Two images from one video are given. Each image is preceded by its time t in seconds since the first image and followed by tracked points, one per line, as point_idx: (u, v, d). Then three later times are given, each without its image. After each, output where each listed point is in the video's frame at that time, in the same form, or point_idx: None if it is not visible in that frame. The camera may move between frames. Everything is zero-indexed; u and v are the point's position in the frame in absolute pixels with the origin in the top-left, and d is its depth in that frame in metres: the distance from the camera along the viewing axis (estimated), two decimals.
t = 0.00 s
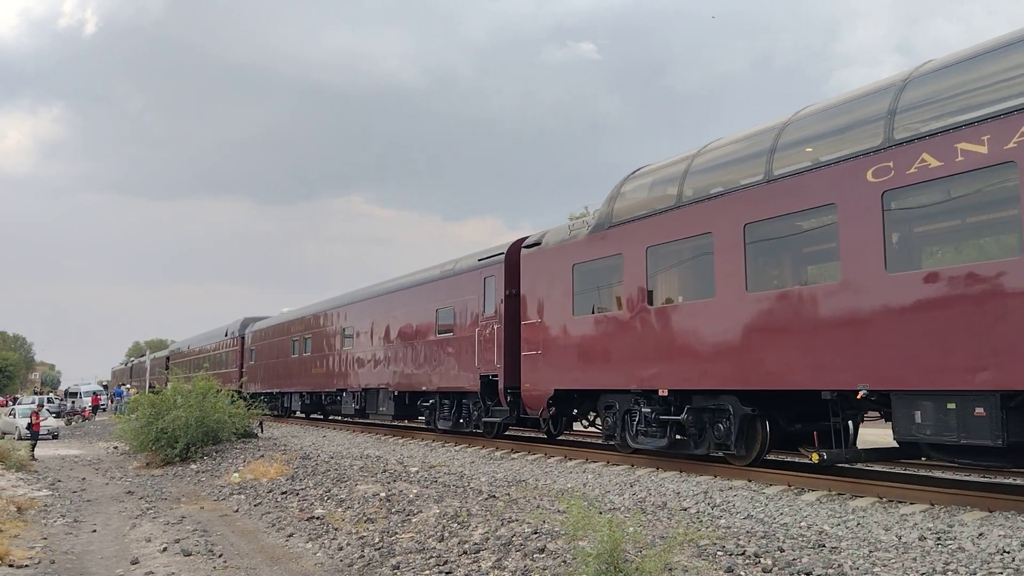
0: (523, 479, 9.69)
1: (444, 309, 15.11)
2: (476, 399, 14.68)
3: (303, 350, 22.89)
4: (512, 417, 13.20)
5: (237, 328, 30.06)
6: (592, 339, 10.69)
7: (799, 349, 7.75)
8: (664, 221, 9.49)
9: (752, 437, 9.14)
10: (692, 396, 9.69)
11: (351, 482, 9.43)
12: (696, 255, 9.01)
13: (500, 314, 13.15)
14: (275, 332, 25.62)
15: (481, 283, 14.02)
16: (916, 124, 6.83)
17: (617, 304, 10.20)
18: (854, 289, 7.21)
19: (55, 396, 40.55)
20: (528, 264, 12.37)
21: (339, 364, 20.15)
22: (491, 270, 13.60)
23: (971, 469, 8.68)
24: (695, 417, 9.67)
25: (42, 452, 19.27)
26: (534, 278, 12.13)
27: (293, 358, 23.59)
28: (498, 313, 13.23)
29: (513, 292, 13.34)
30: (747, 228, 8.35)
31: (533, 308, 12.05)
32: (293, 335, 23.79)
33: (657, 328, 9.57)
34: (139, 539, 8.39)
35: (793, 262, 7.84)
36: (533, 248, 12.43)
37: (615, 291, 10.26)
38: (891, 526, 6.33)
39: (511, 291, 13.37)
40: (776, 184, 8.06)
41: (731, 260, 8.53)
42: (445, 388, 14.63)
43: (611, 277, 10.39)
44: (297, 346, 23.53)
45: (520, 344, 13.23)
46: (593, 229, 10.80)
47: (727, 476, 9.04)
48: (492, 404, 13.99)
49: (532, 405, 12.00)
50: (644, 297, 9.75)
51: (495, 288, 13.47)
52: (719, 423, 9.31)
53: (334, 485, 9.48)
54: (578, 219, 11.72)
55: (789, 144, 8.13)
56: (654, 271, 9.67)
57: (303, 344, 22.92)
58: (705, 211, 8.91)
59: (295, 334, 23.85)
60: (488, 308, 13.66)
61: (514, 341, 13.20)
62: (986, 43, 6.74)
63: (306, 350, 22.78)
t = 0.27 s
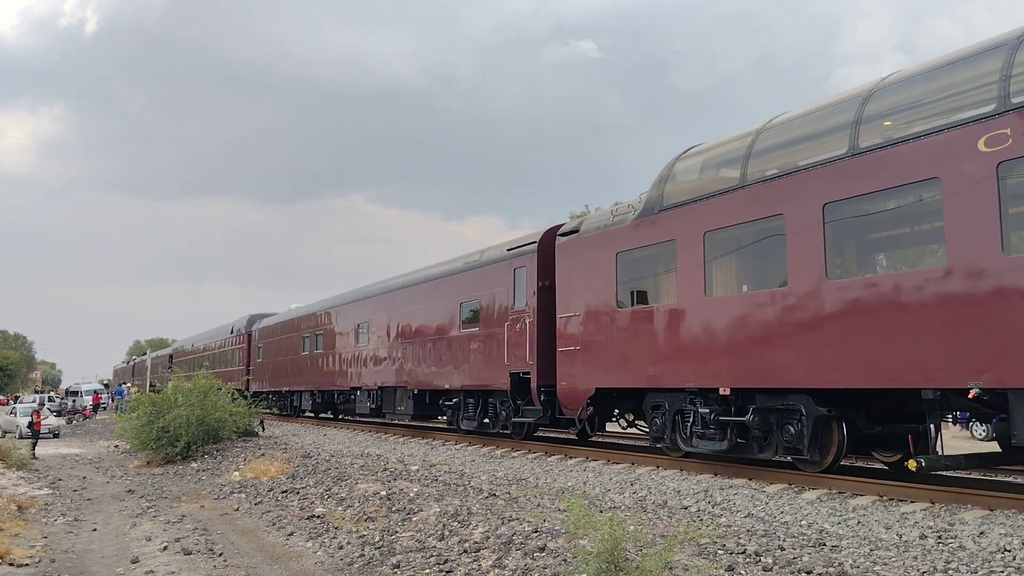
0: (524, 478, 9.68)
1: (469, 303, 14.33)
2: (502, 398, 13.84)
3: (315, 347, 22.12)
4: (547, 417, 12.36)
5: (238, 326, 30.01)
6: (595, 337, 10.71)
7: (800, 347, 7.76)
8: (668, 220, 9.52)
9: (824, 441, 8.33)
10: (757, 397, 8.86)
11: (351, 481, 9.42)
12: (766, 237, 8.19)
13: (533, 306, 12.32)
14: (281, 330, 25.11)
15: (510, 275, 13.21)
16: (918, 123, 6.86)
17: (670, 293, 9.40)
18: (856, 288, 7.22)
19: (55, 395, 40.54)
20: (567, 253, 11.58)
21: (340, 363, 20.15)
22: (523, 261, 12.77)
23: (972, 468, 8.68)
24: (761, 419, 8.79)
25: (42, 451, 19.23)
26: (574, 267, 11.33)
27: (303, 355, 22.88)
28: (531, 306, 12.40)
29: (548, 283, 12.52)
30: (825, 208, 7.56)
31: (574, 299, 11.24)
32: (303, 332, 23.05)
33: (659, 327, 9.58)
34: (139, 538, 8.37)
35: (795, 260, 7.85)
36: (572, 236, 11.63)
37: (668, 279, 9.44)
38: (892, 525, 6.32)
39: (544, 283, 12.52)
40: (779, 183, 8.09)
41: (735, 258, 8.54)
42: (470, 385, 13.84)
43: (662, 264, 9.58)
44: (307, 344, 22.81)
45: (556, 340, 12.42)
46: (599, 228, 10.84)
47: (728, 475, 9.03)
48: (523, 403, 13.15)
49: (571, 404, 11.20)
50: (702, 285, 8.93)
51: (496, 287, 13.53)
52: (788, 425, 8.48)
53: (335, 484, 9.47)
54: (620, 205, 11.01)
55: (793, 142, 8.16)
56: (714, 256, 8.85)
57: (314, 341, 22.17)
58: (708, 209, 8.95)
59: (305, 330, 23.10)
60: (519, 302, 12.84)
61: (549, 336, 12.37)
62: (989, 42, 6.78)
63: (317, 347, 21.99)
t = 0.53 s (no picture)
0: (524, 478, 9.67)
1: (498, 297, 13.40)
2: (535, 397, 12.87)
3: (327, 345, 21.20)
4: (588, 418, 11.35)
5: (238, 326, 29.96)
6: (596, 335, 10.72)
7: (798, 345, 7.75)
8: (670, 218, 9.53)
9: (915, 446, 7.38)
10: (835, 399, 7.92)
11: (351, 481, 9.41)
12: (848, 219, 7.30)
13: (570, 300, 11.40)
14: (287, 328, 24.49)
15: (544, 266, 12.31)
16: (915, 120, 6.83)
17: (730, 284, 8.59)
18: (854, 286, 7.21)
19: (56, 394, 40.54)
20: (607, 242, 10.67)
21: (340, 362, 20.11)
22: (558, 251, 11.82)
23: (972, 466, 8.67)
24: (842, 421, 7.80)
25: (42, 451, 19.21)
26: (617, 256, 10.40)
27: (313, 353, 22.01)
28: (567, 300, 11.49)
29: (585, 276, 11.56)
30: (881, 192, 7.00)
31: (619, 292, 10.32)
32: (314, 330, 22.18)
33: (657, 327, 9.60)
34: (139, 538, 8.37)
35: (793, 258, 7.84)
36: (613, 222, 10.71)
37: (728, 268, 8.60)
38: (892, 524, 6.32)
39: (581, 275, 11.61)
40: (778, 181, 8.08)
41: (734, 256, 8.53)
42: (500, 384, 12.92)
43: (721, 251, 8.73)
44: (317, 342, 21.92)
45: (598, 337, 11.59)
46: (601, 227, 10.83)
47: (727, 473, 9.02)
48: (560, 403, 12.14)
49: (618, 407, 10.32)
50: (771, 275, 8.06)
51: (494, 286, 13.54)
52: (873, 429, 7.53)
53: (335, 484, 9.46)
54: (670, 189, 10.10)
55: (792, 140, 8.13)
56: (785, 241, 7.97)
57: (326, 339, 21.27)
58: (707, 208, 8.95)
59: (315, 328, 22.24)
60: (554, 295, 11.94)
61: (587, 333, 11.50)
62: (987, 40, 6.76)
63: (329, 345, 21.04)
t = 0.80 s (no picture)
0: (525, 478, 9.67)
1: (529, 291, 12.61)
2: (568, 399, 12.11)
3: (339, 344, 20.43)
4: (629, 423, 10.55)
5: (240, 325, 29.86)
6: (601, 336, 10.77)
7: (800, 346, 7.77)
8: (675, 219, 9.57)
9: None
10: (932, 400, 7.06)
11: (352, 481, 9.42)
12: (953, 195, 6.47)
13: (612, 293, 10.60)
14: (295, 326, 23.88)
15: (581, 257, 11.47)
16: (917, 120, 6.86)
17: (801, 273, 7.86)
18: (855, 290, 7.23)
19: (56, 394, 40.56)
20: (657, 228, 9.89)
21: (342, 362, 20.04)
22: (599, 240, 11.01)
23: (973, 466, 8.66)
24: (944, 426, 6.92)
25: (42, 451, 19.20)
26: (669, 243, 9.62)
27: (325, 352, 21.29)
28: (610, 292, 10.69)
29: (629, 266, 10.76)
30: (908, 185, 6.83)
31: (671, 283, 9.55)
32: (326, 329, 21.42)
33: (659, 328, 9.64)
34: (140, 538, 8.37)
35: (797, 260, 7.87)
36: (664, 207, 9.90)
37: (796, 255, 7.90)
38: (892, 525, 6.32)
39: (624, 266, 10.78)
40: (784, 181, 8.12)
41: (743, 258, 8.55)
42: (531, 384, 12.10)
43: (790, 235, 8.00)
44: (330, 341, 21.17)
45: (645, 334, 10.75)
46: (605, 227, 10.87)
47: (728, 474, 9.02)
48: (599, 405, 11.26)
49: (668, 408, 9.54)
50: (856, 261, 7.23)
51: (495, 286, 13.56)
52: (982, 433, 6.68)
53: (335, 484, 9.47)
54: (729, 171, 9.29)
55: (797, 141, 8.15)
56: (867, 221, 7.21)
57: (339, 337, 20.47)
58: (713, 209, 8.99)
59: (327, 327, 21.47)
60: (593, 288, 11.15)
61: (631, 328, 10.66)
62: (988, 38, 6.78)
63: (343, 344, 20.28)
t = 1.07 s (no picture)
0: (525, 477, 9.66)
1: (565, 283, 11.75)
2: (609, 399, 11.28)
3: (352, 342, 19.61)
4: (681, 426, 9.77)
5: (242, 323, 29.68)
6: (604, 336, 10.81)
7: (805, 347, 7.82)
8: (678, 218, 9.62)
9: None
10: None
11: (352, 480, 9.41)
12: None
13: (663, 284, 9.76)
14: (302, 324, 23.14)
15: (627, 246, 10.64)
16: (918, 122, 6.95)
17: (886, 259, 7.13)
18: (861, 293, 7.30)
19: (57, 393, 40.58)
20: (715, 211, 9.12)
21: (342, 362, 19.98)
22: (647, 227, 10.13)
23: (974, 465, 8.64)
24: None
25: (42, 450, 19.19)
26: (731, 229, 8.81)
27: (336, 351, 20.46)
28: (659, 284, 9.85)
29: (681, 255, 9.88)
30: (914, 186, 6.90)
31: (732, 273, 8.78)
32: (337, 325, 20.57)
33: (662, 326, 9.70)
34: (139, 537, 8.36)
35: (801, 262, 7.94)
36: (724, 188, 9.09)
37: (881, 238, 7.17)
38: (892, 524, 6.31)
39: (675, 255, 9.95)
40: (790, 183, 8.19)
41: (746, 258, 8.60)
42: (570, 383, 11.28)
43: (872, 215, 7.29)
44: (341, 338, 20.30)
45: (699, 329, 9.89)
46: (608, 227, 10.93)
47: (728, 473, 9.01)
48: (647, 406, 10.51)
49: (730, 410, 8.78)
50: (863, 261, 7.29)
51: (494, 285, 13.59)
52: None
53: (336, 483, 9.46)
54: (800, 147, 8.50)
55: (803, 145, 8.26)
56: (972, 195, 6.47)
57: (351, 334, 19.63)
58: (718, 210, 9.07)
59: (338, 324, 20.63)
60: (640, 279, 10.31)
61: (683, 323, 9.77)
62: (986, 38, 6.88)
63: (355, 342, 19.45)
